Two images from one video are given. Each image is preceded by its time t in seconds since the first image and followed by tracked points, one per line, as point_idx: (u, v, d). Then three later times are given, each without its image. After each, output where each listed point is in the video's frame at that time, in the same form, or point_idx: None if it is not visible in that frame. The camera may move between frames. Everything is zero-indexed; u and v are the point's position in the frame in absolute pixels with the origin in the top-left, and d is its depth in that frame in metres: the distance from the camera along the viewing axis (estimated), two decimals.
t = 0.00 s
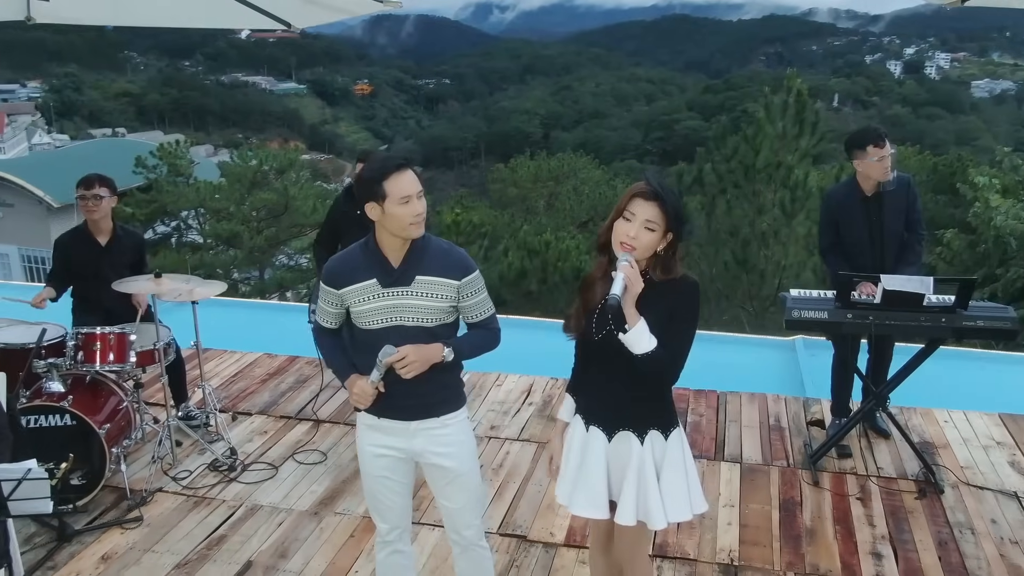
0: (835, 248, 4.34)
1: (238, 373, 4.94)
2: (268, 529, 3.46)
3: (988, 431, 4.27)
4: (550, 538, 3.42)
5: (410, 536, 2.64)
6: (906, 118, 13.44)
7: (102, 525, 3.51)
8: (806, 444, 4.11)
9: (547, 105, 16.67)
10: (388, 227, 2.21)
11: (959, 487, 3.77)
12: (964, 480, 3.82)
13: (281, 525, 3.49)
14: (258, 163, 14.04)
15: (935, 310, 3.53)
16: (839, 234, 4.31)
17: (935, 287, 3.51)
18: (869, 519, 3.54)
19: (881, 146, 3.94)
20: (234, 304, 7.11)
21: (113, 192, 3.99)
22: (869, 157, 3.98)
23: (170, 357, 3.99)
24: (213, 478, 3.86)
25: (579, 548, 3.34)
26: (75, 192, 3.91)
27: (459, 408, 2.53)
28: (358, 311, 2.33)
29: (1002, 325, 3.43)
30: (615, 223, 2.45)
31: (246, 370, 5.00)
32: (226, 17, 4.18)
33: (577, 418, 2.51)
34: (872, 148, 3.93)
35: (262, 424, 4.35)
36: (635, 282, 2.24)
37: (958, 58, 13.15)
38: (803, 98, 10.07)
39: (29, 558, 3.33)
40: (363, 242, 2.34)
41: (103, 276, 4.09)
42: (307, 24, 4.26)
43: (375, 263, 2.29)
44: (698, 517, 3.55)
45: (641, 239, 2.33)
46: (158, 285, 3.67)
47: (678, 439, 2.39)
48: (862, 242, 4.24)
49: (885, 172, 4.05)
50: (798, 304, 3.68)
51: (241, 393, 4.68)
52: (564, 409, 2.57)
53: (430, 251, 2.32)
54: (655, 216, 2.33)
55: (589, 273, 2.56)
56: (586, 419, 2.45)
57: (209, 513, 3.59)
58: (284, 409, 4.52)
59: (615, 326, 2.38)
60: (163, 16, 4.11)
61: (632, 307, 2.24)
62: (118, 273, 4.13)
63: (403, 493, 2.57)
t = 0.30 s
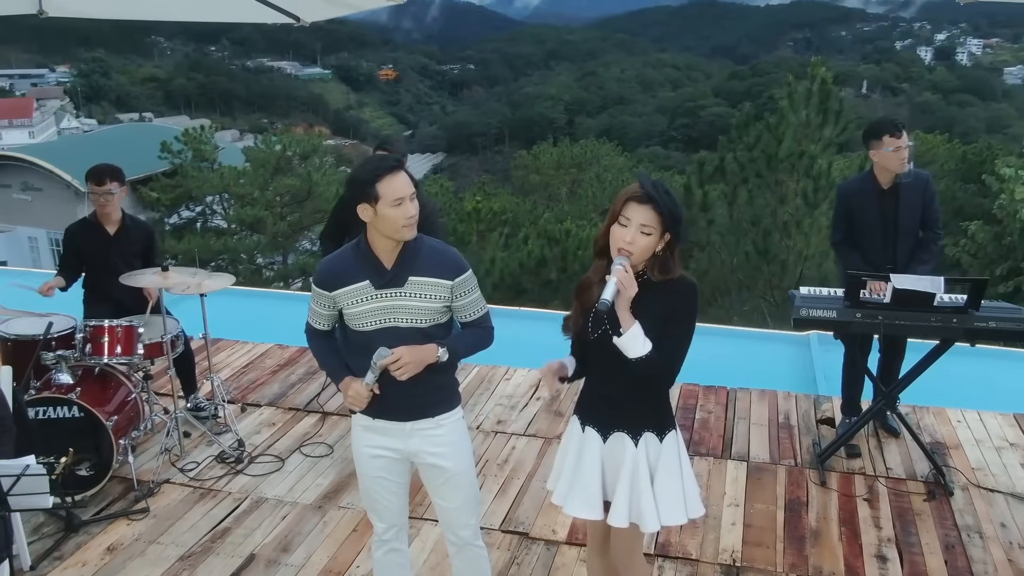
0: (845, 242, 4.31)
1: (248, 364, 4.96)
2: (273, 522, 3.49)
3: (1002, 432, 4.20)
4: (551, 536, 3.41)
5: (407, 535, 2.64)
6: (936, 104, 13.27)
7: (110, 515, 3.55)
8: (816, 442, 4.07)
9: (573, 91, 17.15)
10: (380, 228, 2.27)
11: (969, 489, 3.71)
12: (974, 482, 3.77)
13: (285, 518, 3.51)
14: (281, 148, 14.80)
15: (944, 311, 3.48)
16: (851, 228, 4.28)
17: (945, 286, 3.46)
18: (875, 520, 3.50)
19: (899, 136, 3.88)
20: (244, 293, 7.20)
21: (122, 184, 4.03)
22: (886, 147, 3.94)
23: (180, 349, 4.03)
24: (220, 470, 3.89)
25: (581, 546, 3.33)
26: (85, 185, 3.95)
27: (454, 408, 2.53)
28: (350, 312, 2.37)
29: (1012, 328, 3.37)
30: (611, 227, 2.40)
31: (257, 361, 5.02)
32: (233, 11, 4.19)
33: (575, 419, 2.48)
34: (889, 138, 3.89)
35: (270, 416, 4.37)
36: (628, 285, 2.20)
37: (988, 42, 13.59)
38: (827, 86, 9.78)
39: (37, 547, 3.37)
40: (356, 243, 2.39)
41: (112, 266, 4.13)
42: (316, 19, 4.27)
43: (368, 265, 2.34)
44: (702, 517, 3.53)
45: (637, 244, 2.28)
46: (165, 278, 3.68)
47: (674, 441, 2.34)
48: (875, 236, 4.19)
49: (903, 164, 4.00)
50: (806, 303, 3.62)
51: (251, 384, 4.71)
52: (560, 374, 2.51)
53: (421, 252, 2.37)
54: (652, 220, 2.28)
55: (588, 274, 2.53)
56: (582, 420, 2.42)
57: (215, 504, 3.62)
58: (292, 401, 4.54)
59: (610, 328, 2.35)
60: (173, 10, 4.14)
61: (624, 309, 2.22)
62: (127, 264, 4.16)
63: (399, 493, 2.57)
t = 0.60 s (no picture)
0: (864, 234, 4.30)
1: (259, 354, 5.00)
2: (276, 514, 3.52)
3: (1015, 432, 4.15)
4: (552, 532, 3.41)
5: (402, 531, 2.66)
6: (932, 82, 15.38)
7: (117, 505, 3.60)
8: (824, 440, 4.04)
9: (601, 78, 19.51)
10: (369, 229, 2.27)
11: (978, 491, 3.67)
12: (983, 484, 3.72)
13: (289, 510, 3.54)
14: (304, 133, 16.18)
15: (954, 312, 3.43)
16: (871, 221, 4.26)
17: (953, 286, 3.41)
18: (879, 522, 3.47)
19: (923, 128, 3.85)
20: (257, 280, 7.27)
21: (133, 176, 4.06)
22: (909, 139, 3.90)
23: (189, 339, 4.06)
24: (227, 460, 3.92)
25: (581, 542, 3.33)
26: (97, 177, 3.97)
27: (444, 403, 2.54)
28: (339, 312, 2.37)
29: None
30: (610, 229, 2.31)
31: (268, 351, 5.07)
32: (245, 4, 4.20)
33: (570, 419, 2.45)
34: (911, 129, 3.86)
35: (279, 407, 4.41)
36: (624, 289, 2.17)
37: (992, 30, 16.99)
38: (852, 75, 9.65)
39: (45, 535, 3.42)
40: (344, 242, 2.40)
41: (122, 257, 4.16)
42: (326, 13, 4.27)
43: (356, 266, 2.34)
44: (703, 514, 3.52)
45: (638, 250, 2.20)
46: (171, 271, 3.71)
47: (668, 443, 2.31)
48: (894, 228, 4.16)
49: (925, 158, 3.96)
50: (815, 301, 3.58)
51: (261, 374, 4.76)
52: (563, 357, 2.40)
53: (411, 250, 2.38)
54: (652, 227, 2.19)
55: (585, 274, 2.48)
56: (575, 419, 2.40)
57: (220, 496, 3.65)
58: (301, 393, 4.57)
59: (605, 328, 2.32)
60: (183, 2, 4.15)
61: (620, 312, 2.19)
62: (137, 255, 4.19)
63: (392, 489, 2.59)
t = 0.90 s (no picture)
0: (881, 227, 4.20)
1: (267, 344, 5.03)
2: (279, 506, 3.55)
3: None
4: (551, 529, 3.42)
5: (393, 525, 2.68)
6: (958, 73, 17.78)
7: (123, 494, 3.65)
8: (829, 441, 4.00)
9: (628, 65, 25.84)
10: (352, 229, 2.38)
11: (984, 494, 3.63)
12: (989, 487, 3.68)
13: (291, 502, 3.58)
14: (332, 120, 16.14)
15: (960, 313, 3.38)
16: (890, 213, 4.18)
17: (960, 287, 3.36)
18: (880, 524, 3.44)
19: (948, 125, 3.79)
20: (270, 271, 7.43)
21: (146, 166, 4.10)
22: (932, 134, 3.86)
23: (196, 331, 4.10)
24: (233, 451, 3.96)
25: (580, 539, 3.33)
26: (111, 166, 4.01)
27: (430, 394, 2.60)
28: (323, 315, 2.47)
29: None
30: (602, 234, 2.28)
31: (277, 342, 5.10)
32: None
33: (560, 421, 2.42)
34: (935, 124, 3.81)
35: (286, 398, 4.45)
36: (617, 294, 2.11)
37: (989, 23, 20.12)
38: (878, 64, 9.79)
39: (52, 523, 3.48)
40: (323, 245, 2.50)
41: (132, 247, 4.21)
42: None
43: (340, 267, 2.44)
44: (704, 513, 3.51)
45: (629, 254, 2.18)
46: (178, 264, 3.74)
47: (657, 447, 2.27)
48: (911, 223, 4.12)
49: (947, 155, 3.92)
50: (819, 300, 3.54)
51: (269, 365, 4.80)
52: (557, 359, 2.36)
53: (392, 250, 2.50)
54: (644, 230, 2.17)
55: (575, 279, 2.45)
56: (566, 421, 2.37)
57: (224, 487, 3.70)
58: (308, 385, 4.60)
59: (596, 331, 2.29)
60: None
61: (614, 318, 2.14)
62: (146, 246, 4.24)
63: (381, 484, 2.60)
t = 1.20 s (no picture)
0: (896, 221, 4.15)
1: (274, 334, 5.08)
2: (280, 497, 3.59)
3: None
4: (549, 525, 3.43)
5: (385, 521, 2.69)
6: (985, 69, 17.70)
7: (129, 482, 3.70)
8: (834, 438, 3.97)
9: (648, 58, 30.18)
10: (337, 229, 2.44)
11: (988, 497, 3.59)
12: (993, 489, 3.64)
13: (292, 493, 3.61)
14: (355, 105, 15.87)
15: (966, 314, 3.33)
16: (905, 208, 4.12)
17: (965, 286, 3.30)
18: (880, 525, 3.42)
19: (968, 121, 3.70)
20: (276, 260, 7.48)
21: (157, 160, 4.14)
22: (952, 129, 3.77)
23: (203, 322, 4.15)
24: (238, 442, 4.01)
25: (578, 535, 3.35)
26: (124, 159, 4.04)
27: (420, 387, 2.65)
28: (311, 317, 2.51)
29: None
30: (588, 238, 2.27)
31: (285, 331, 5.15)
32: None
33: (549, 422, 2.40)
34: (955, 120, 3.72)
35: (292, 389, 4.49)
36: (604, 297, 2.08)
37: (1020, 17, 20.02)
38: (902, 52, 10.10)
39: (58, 511, 3.54)
40: (306, 247, 2.55)
41: (141, 239, 4.26)
42: None
43: (327, 268, 2.49)
44: (703, 511, 3.50)
45: (616, 257, 2.16)
46: (182, 257, 3.77)
47: (645, 449, 2.25)
48: (925, 219, 4.04)
49: (966, 151, 3.84)
50: (822, 300, 3.52)
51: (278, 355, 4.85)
52: (546, 361, 2.33)
53: (376, 249, 2.58)
54: (629, 233, 2.15)
55: (564, 282, 2.43)
56: (555, 423, 2.35)
57: (228, 477, 3.74)
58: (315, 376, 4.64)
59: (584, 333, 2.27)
60: None
61: (601, 321, 2.11)
62: (155, 236, 4.29)
63: (375, 479, 2.63)
